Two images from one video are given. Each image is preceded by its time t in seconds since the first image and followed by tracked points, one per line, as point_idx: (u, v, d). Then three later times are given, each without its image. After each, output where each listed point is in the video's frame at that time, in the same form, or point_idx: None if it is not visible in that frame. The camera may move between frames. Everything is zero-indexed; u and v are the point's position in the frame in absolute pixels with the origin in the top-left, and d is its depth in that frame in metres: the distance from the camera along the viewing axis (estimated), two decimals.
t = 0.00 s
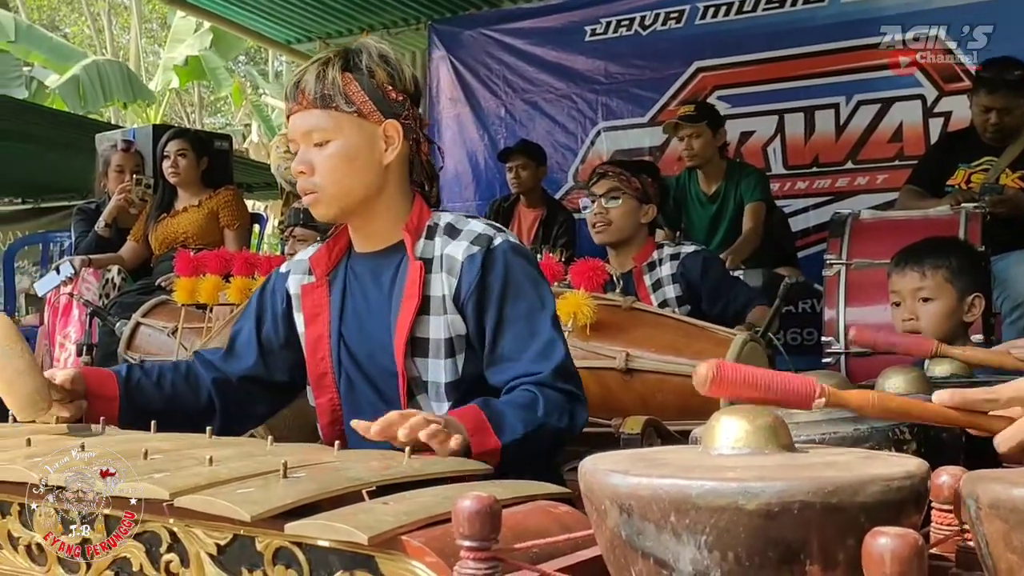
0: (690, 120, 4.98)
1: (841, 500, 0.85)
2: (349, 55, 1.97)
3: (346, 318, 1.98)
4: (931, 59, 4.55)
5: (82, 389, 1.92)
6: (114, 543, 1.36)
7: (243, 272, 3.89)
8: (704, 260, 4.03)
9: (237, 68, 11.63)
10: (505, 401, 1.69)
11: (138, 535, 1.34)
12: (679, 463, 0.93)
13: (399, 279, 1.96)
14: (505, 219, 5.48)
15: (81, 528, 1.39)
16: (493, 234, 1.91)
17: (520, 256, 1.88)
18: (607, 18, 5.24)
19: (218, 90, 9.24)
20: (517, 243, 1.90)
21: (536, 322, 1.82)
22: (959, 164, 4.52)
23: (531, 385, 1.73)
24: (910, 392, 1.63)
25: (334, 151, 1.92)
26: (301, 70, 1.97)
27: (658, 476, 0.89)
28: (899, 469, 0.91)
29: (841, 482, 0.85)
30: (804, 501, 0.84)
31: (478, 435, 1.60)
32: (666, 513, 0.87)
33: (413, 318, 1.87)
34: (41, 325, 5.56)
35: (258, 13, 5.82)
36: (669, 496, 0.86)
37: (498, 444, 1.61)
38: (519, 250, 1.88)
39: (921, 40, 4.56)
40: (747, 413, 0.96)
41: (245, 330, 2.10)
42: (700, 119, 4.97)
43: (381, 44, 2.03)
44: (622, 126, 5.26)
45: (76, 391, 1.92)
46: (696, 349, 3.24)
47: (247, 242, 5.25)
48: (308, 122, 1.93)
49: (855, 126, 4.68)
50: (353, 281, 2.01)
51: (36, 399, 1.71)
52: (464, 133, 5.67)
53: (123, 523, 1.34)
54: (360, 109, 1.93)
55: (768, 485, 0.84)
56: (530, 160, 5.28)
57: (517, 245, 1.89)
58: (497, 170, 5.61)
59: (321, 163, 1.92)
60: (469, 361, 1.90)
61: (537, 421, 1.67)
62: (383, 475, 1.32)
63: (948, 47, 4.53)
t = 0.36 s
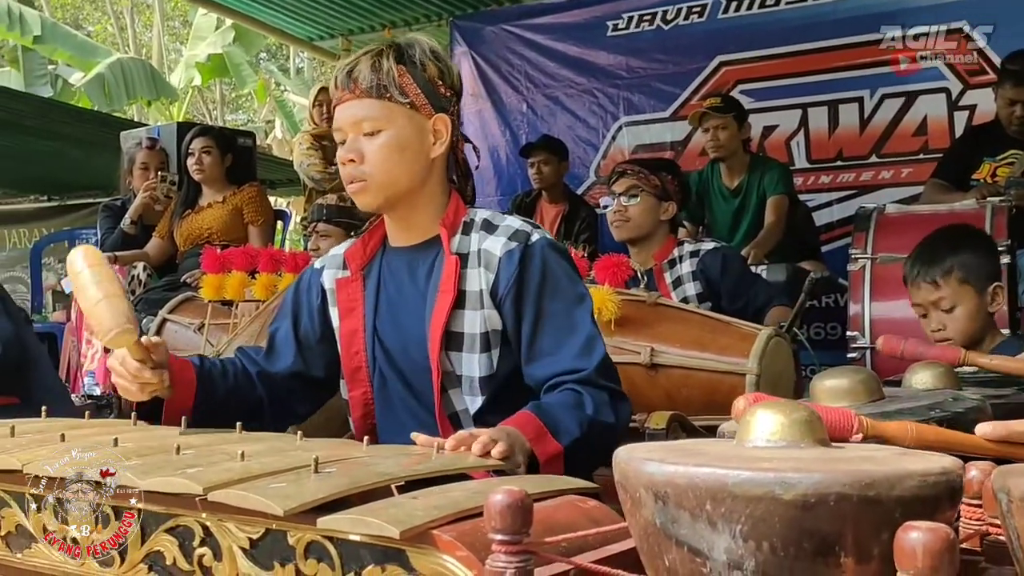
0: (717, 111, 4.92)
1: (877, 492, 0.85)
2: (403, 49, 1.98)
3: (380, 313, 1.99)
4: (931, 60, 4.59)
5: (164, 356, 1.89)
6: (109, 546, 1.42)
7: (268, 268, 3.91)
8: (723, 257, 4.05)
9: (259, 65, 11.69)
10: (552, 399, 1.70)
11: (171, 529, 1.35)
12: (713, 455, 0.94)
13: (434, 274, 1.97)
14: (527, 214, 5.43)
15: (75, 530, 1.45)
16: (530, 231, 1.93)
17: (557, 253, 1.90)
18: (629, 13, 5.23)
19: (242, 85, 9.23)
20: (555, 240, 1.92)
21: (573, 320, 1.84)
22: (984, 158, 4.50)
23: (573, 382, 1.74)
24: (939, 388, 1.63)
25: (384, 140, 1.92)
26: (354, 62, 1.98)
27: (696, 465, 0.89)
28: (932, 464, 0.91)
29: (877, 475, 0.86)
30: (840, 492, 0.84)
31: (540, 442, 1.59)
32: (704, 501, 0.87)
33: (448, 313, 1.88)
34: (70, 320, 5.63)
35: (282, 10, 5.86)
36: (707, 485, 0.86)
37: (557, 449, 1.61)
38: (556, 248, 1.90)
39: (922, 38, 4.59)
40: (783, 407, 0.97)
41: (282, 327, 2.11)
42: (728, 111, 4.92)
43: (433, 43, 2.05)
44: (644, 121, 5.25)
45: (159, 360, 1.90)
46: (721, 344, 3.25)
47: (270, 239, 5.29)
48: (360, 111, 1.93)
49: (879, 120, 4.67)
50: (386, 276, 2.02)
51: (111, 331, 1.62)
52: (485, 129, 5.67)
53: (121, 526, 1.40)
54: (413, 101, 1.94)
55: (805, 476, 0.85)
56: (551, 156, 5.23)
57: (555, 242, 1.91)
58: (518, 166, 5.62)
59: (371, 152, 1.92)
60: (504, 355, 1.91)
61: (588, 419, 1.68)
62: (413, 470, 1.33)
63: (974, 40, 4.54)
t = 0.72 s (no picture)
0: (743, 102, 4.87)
1: (918, 485, 0.83)
2: (466, 36, 1.96)
3: (423, 304, 1.98)
4: (930, 59, 4.60)
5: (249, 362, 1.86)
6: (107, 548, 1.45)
7: (294, 262, 3.93)
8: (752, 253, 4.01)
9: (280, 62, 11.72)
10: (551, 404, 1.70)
11: (202, 522, 1.35)
12: (749, 448, 0.92)
13: (480, 268, 1.96)
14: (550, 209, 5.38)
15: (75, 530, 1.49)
16: (578, 232, 1.91)
17: (605, 258, 1.89)
18: (652, 6, 5.21)
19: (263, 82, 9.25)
20: (603, 244, 1.90)
21: (607, 329, 1.83)
22: (1014, 150, 4.37)
23: (584, 389, 1.75)
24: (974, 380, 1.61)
25: (445, 129, 1.90)
26: (416, 45, 1.94)
27: (731, 460, 0.88)
28: (975, 455, 0.89)
29: (918, 468, 0.84)
30: (880, 485, 0.83)
31: (509, 431, 1.61)
32: (741, 498, 0.86)
33: (494, 309, 1.88)
34: (96, 316, 5.66)
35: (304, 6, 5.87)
36: (743, 481, 0.85)
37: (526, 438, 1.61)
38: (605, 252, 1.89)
39: (921, 38, 4.59)
40: (818, 398, 0.95)
41: (325, 319, 2.09)
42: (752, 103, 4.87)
43: (495, 32, 2.03)
44: (667, 115, 5.23)
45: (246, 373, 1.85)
46: (749, 338, 3.23)
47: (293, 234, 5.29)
48: (421, 97, 1.90)
49: (906, 111, 4.64)
50: (430, 268, 2.01)
51: (201, 352, 1.65)
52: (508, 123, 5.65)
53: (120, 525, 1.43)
54: (477, 91, 1.92)
55: (843, 470, 0.83)
56: (575, 149, 5.19)
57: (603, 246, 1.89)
58: (540, 160, 5.60)
59: (431, 139, 1.90)
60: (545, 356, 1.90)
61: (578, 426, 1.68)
62: (444, 463, 1.32)
63: (1002, 30, 4.49)
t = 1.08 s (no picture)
0: (767, 99, 4.82)
1: (975, 495, 0.80)
2: (505, 33, 1.94)
3: (451, 304, 1.96)
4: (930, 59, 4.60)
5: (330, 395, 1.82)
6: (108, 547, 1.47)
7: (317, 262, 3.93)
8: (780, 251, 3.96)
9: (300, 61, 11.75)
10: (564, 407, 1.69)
11: (230, 527, 1.33)
12: (796, 455, 0.89)
13: (509, 269, 1.93)
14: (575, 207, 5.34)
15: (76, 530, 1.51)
16: (607, 235, 1.88)
17: (632, 262, 1.84)
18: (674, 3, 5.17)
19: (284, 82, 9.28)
20: (631, 249, 1.86)
21: (625, 336, 1.79)
22: None
23: (596, 396, 1.73)
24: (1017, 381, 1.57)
25: (474, 125, 1.88)
26: (454, 39, 1.94)
27: (778, 469, 0.85)
28: None
29: (974, 476, 0.80)
30: (936, 495, 0.79)
31: (520, 431, 1.60)
32: (789, 508, 0.83)
33: (521, 312, 1.85)
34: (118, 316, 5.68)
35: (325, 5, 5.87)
36: (792, 491, 0.82)
37: (540, 440, 1.61)
38: (633, 257, 1.85)
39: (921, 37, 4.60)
40: (866, 402, 0.91)
41: (365, 318, 2.08)
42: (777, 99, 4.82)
43: (536, 30, 2.02)
44: (689, 112, 5.18)
45: (326, 402, 1.82)
46: (780, 338, 3.19)
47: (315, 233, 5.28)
48: (454, 90, 1.89)
49: (932, 108, 4.59)
50: (459, 267, 1.98)
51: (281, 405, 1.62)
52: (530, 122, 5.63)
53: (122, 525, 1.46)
54: (511, 89, 1.90)
55: (897, 479, 0.80)
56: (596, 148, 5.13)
57: (630, 250, 1.85)
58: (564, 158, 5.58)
59: (460, 134, 1.87)
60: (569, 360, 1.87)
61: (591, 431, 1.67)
62: (475, 467, 1.29)
63: None
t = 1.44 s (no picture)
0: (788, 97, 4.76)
1: None
2: (531, 25, 1.90)
3: (480, 304, 1.91)
4: (931, 59, 4.59)
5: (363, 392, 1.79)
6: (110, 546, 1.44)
7: (334, 263, 3.88)
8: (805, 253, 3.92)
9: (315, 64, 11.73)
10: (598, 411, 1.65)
11: (246, 536, 1.28)
12: (845, 463, 0.84)
13: (541, 269, 1.88)
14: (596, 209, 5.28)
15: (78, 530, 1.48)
16: (644, 236, 1.83)
17: (670, 263, 1.79)
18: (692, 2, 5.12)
19: (300, 84, 9.26)
20: (669, 250, 1.81)
21: (660, 339, 1.74)
22: None
23: (630, 401, 1.68)
24: None
25: (496, 118, 1.84)
26: (478, 34, 1.91)
27: (827, 477, 0.80)
28: None
29: None
30: (999, 506, 0.74)
31: (549, 435, 1.56)
32: (839, 520, 0.78)
33: (555, 313, 1.80)
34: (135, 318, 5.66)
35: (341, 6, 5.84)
36: (843, 501, 0.77)
37: (569, 446, 1.57)
38: (670, 258, 1.79)
39: (922, 38, 4.58)
40: (917, 408, 0.86)
41: (392, 319, 2.04)
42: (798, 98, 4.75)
43: (565, 20, 1.95)
44: (708, 113, 5.12)
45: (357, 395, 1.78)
46: (807, 340, 3.13)
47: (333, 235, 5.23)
48: (476, 85, 1.87)
49: (955, 107, 4.52)
50: (489, 266, 1.94)
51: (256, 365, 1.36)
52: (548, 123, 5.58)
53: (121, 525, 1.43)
54: (532, 80, 1.86)
55: (956, 490, 0.74)
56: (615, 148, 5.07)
57: (668, 251, 1.80)
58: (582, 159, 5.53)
59: (482, 128, 1.84)
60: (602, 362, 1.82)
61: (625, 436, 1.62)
62: (500, 474, 1.25)
63: None
